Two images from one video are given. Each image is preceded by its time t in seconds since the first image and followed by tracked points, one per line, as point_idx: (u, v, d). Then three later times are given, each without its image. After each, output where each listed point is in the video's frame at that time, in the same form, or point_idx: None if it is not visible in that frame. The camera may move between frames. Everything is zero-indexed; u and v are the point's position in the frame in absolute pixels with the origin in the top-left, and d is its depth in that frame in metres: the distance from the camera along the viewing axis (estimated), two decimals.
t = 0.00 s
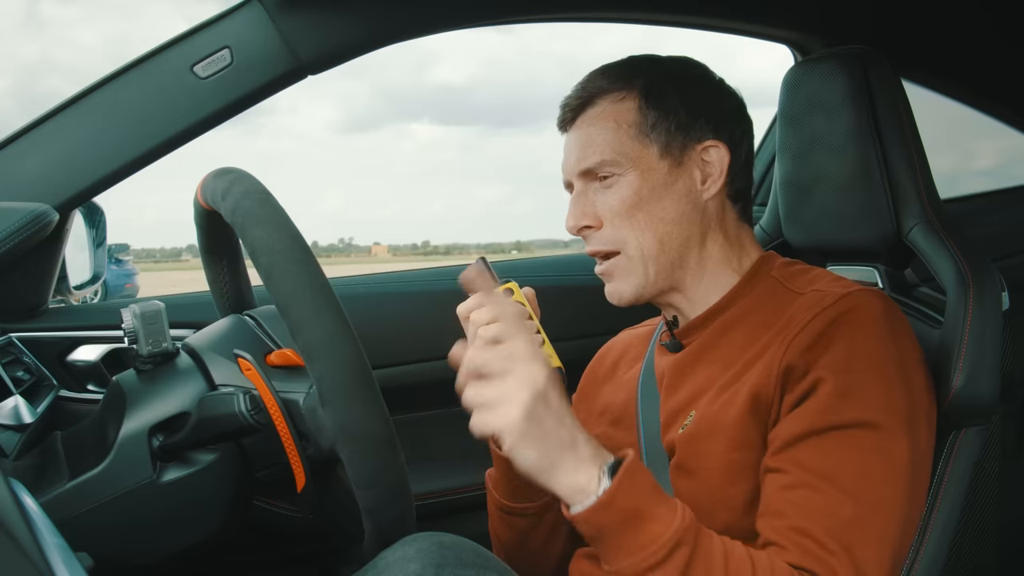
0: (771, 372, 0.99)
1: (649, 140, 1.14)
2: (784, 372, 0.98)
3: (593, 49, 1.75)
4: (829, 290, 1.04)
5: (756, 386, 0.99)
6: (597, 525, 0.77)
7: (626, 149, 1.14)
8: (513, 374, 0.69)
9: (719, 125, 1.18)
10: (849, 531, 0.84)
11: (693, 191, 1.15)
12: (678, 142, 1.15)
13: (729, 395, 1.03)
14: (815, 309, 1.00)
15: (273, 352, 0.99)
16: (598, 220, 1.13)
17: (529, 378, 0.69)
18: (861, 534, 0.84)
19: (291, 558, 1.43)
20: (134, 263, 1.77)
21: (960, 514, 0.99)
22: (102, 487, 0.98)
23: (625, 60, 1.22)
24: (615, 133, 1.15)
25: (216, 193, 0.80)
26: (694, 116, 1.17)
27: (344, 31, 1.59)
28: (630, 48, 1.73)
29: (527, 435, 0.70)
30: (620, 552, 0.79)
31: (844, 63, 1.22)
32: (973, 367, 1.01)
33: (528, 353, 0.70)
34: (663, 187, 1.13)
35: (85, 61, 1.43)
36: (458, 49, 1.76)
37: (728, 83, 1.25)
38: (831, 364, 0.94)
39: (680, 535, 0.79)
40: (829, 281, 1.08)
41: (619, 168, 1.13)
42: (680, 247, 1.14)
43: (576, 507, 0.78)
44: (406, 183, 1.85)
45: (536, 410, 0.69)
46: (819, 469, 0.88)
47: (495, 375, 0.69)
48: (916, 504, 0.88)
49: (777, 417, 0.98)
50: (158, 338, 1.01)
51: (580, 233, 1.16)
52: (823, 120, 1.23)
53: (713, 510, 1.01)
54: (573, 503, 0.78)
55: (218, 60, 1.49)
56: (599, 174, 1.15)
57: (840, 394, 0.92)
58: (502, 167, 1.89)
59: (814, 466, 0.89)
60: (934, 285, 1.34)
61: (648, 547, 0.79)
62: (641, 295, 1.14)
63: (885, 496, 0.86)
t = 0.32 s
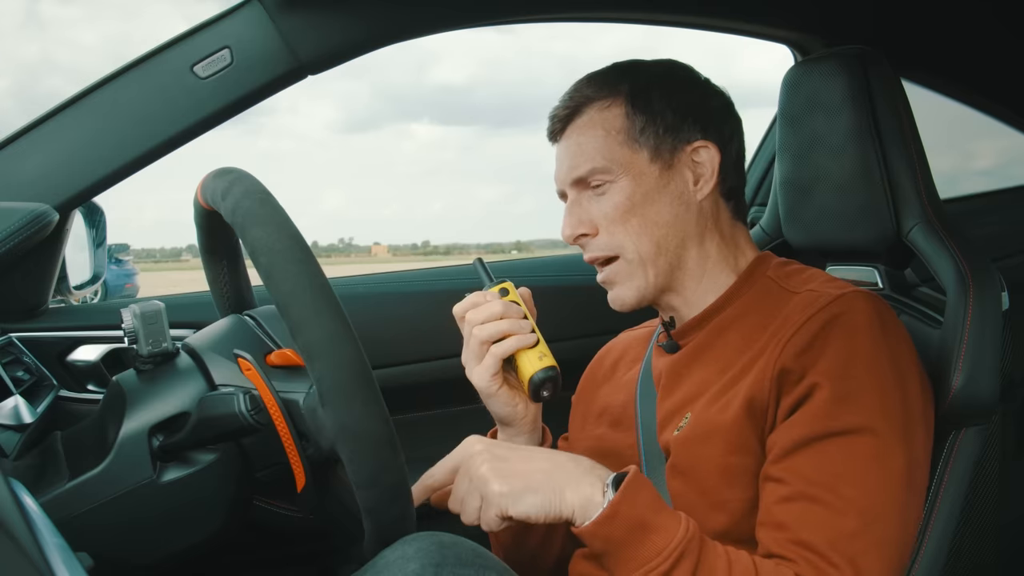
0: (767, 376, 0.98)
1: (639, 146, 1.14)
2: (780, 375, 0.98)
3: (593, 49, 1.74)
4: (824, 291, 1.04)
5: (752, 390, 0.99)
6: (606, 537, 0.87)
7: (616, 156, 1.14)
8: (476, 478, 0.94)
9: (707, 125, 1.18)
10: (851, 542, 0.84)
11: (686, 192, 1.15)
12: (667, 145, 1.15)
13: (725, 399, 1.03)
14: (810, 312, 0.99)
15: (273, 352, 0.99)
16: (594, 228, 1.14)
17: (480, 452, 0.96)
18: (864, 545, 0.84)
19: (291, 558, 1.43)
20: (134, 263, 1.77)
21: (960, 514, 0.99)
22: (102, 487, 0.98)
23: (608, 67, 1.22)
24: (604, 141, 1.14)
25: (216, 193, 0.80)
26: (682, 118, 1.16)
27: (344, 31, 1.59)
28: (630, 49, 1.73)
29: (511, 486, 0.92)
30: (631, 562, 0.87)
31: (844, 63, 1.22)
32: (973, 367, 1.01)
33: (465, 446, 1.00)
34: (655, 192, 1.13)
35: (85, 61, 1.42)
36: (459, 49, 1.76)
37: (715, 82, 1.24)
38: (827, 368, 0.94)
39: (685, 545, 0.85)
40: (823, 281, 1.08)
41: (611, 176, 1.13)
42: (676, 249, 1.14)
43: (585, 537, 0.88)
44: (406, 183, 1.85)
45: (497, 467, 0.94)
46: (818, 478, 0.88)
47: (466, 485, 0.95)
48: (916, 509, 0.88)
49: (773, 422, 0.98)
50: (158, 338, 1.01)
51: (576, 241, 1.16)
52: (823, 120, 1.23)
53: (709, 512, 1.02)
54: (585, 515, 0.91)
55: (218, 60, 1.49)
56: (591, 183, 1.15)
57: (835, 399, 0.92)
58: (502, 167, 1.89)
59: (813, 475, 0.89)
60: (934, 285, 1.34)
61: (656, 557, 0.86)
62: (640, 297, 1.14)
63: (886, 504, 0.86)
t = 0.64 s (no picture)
0: (767, 377, 0.98)
1: (644, 145, 1.14)
2: (780, 376, 0.98)
3: (593, 49, 1.74)
4: (824, 291, 1.04)
5: (753, 391, 0.99)
6: (604, 544, 0.87)
7: (622, 155, 1.14)
8: (473, 485, 0.94)
9: (712, 125, 1.18)
10: (853, 544, 0.84)
11: (691, 192, 1.15)
12: (673, 145, 1.15)
13: (726, 400, 1.03)
14: (810, 313, 1.00)
15: (273, 352, 0.99)
16: (599, 227, 1.14)
17: (479, 461, 0.96)
18: (865, 547, 0.84)
19: (291, 558, 1.43)
20: (134, 263, 1.77)
21: (959, 514, 0.99)
22: (102, 487, 0.98)
23: (613, 65, 1.22)
24: (609, 140, 1.14)
25: (216, 193, 0.80)
26: (688, 118, 1.16)
27: (344, 31, 1.59)
28: (630, 49, 1.73)
29: (509, 493, 0.92)
30: (630, 568, 0.87)
31: (844, 62, 1.22)
32: (973, 367, 1.01)
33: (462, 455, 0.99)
34: (660, 191, 1.13)
35: (85, 61, 1.42)
36: (458, 49, 1.76)
37: (720, 81, 1.24)
38: (827, 369, 0.94)
39: (681, 551, 0.85)
40: (823, 281, 1.08)
41: (617, 175, 1.13)
42: (680, 248, 1.14)
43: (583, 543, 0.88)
44: (407, 184, 1.85)
45: (494, 475, 0.94)
46: (819, 479, 0.88)
47: (463, 492, 0.95)
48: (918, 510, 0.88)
49: (773, 423, 0.98)
50: (158, 338, 1.01)
51: (581, 241, 1.16)
52: (823, 120, 1.23)
53: (710, 513, 1.01)
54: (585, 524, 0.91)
55: (218, 60, 1.49)
56: (597, 181, 1.15)
57: (835, 400, 0.92)
58: (502, 167, 1.89)
59: (814, 477, 0.89)
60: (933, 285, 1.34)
61: (653, 564, 0.85)
62: (643, 295, 1.15)
63: (887, 505, 0.86)
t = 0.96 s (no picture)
0: (768, 377, 0.98)
1: (648, 144, 1.14)
2: (781, 376, 0.98)
3: (593, 49, 1.74)
4: (825, 291, 1.04)
5: (753, 391, 0.99)
6: (609, 538, 0.87)
7: (625, 153, 1.14)
8: (494, 432, 0.92)
9: (716, 125, 1.18)
10: (854, 545, 0.84)
11: (693, 191, 1.15)
12: (677, 144, 1.15)
13: (727, 400, 1.03)
14: (811, 313, 1.00)
15: (273, 352, 0.99)
16: (600, 224, 1.14)
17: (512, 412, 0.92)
18: (866, 547, 0.84)
19: (291, 558, 1.43)
20: (134, 263, 1.77)
21: (960, 514, 0.99)
22: (102, 487, 0.98)
23: (618, 63, 1.22)
24: (613, 138, 1.14)
25: (216, 193, 0.80)
26: (692, 117, 1.16)
27: (344, 31, 1.59)
28: (630, 49, 1.73)
29: (524, 459, 0.90)
30: (634, 563, 0.87)
31: (844, 62, 1.22)
32: (973, 367, 1.01)
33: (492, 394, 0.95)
34: (663, 190, 1.13)
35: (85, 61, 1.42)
36: (458, 49, 1.76)
37: (724, 81, 1.25)
38: (827, 370, 0.94)
39: (686, 547, 0.85)
40: (824, 281, 1.08)
41: (620, 173, 1.13)
42: (682, 248, 1.14)
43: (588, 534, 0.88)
44: (408, 184, 1.85)
45: (518, 433, 0.92)
46: (820, 480, 0.88)
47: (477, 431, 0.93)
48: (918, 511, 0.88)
49: (774, 424, 0.98)
50: (158, 339, 1.01)
51: (582, 238, 1.16)
52: (823, 120, 1.23)
53: (711, 514, 1.01)
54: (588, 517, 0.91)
55: (218, 60, 1.49)
56: (599, 179, 1.15)
57: (836, 400, 0.92)
58: (502, 167, 1.88)
59: (816, 478, 0.89)
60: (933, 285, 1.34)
61: (657, 559, 0.86)
62: (643, 294, 1.14)
63: (887, 506, 0.85)
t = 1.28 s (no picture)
0: (766, 378, 0.98)
1: (648, 143, 1.14)
2: (779, 376, 0.97)
3: (593, 49, 1.74)
4: (823, 292, 1.04)
5: (751, 392, 0.99)
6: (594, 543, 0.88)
7: (625, 152, 1.14)
8: (473, 458, 0.95)
9: (717, 126, 1.18)
10: (848, 545, 0.84)
11: (692, 192, 1.15)
12: (676, 143, 1.15)
13: (726, 401, 1.03)
14: (809, 313, 1.00)
15: (273, 352, 0.99)
16: (598, 222, 1.14)
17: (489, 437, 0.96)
18: (861, 548, 0.84)
19: (291, 558, 1.43)
20: (134, 263, 1.77)
21: (960, 514, 0.99)
22: (102, 487, 0.98)
23: (620, 61, 1.22)
24: (613, 136, 1.15)
25: (216, 194, 0.80)
26: (693, 117, 1.16)
27: (344, 31, 1.59)
28: (630, 49, 1.73)
29: (502, 476, 0.93)
30: (619, 568, 0.87)
31: (844, 63, 1.22)
32: (973, 367, 1.01)
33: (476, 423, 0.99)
34: (661, 189, 1.13)
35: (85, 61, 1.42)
36: (458, 49, 1.76)
37: (726, 83, 1.25)
38: (825, 370, 0.94)
39: (671, 552, 0.86)
40: (823, 281, 1.08)
41: (618, 171, 1.13)
42: (678, 248, 1.14)
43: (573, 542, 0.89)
44: (408, 183, 1.85)
45: (496, 455, 0.95)
46: (816, 480, 0.88)
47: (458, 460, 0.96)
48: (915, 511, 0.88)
49: (772, 424, 0.98)
50: (158, 338, 1.01)
51: (580, 235, 1.16)
52: (823, 120, 1.23)
53: (710, 514, 1.01)
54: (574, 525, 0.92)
55: (218, 60, 1.49)
56: (598, 177, 1.15)
57: (833, 400, 0.92)
58: (502, 167, 1.88)
59: (811, 478, 0.89)
60: (932, 285, 1.34)
61: (642, 564, 0.86)
62: (638, 294, 1.14)
63: (882, 506, 0.85)
